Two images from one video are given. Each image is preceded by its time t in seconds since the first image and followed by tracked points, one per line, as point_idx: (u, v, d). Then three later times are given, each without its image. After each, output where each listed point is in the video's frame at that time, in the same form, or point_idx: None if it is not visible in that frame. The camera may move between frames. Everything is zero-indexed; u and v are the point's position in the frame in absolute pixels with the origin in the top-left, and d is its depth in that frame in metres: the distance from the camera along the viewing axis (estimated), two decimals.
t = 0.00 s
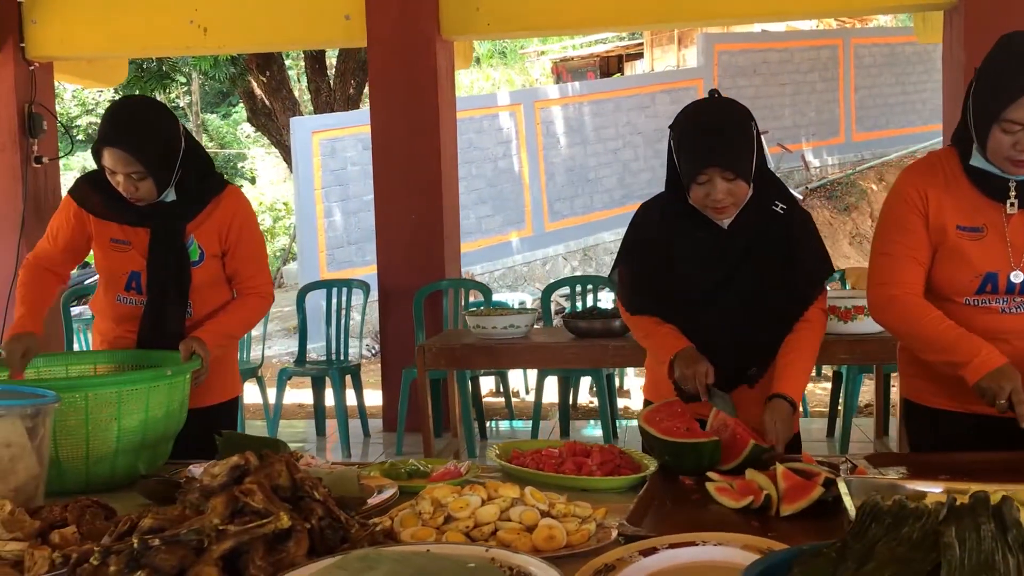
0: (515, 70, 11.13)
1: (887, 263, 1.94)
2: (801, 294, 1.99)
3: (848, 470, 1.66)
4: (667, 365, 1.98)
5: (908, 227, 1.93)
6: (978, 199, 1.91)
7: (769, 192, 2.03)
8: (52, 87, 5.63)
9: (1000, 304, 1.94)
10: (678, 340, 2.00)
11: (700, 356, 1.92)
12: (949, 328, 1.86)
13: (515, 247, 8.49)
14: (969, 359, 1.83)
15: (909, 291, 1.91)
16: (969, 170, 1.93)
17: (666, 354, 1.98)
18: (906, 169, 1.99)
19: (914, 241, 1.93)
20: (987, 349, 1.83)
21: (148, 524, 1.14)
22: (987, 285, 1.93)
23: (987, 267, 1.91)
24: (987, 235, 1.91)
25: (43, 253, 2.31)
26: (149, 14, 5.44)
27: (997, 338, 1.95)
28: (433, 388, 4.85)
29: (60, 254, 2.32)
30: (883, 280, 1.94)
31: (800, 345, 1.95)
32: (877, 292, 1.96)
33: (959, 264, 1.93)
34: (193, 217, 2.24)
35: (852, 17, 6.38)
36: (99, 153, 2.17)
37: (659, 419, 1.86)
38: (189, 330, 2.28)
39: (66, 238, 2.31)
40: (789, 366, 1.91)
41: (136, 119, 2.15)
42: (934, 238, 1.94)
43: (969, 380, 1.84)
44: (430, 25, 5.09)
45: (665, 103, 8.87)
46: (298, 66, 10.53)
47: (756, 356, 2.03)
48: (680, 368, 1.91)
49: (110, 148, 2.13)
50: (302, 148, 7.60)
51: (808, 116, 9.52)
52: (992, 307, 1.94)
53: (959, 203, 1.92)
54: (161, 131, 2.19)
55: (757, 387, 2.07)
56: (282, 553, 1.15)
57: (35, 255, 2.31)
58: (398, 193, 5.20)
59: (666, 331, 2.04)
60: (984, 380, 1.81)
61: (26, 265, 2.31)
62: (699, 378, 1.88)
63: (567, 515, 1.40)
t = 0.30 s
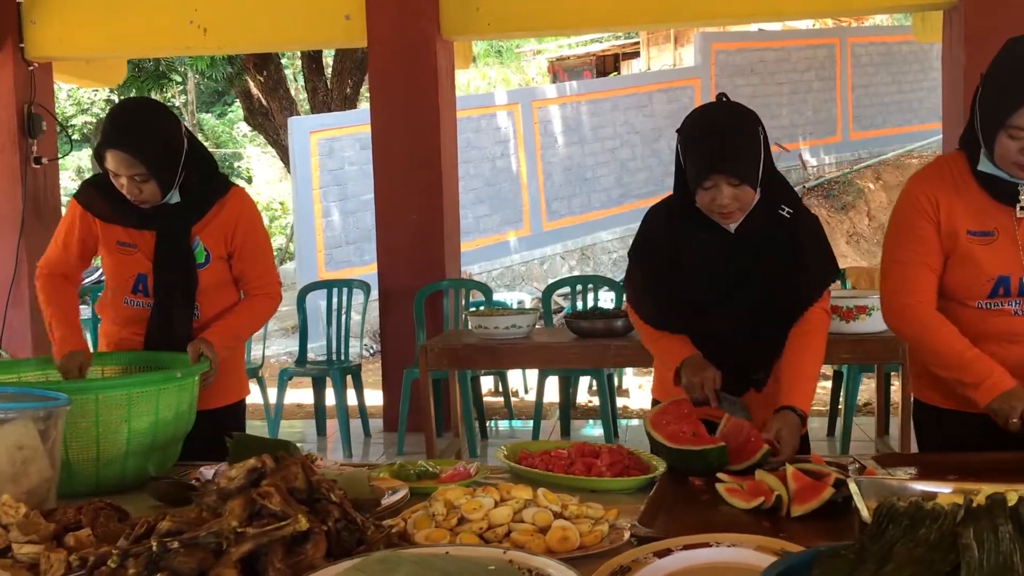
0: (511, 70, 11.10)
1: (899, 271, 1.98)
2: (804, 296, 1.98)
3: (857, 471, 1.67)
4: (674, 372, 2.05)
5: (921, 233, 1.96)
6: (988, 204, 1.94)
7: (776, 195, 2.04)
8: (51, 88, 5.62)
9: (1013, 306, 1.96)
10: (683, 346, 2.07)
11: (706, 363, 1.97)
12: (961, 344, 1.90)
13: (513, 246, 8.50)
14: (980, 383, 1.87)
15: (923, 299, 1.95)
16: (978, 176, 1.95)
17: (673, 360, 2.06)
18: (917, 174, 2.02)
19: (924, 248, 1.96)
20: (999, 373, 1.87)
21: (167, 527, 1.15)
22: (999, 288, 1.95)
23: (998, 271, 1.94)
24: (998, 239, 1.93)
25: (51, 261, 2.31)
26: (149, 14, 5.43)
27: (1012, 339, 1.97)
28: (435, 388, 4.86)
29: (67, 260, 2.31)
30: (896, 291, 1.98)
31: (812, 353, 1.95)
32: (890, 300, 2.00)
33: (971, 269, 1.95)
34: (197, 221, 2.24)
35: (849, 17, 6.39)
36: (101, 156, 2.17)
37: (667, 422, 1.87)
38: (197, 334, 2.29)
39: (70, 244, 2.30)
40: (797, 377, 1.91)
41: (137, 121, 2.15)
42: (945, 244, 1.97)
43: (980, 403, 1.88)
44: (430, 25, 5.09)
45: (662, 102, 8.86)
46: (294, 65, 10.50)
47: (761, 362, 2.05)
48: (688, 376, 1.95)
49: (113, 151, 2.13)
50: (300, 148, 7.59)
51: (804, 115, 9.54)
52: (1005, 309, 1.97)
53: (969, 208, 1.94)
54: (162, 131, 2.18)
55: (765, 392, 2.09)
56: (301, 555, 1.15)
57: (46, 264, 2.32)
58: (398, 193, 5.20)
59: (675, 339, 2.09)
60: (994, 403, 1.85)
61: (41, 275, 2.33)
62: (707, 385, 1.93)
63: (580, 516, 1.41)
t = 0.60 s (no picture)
0: (511, 69, 11.12)
1: (909, 280, 1.99)
2: (806, 298, 1.98)
3: (861, 471, 1.68)
4: (676, 367, 2.08)
5: (927, 241, 1.97)
6: (992, 210, 1.96)
7: (779, 197, 2.04)
8: (53, 88, 5.63)
9: (1018, 310, 1.98)
10: (685, 344, 2.09)
11: (707, 359, 2.00)
12: (968, 366, 1.93)
13: (513, 245, 8.51)
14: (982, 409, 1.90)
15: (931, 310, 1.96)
16: (980, 183, 1.97)
17: (675, 356, 2.09)
18: (920, 182, 2.03)
19: (933, 256, 1.97)
20: (996, 399, 1.90)
21: (178, 528, 1.16)
22: (1005, 294, 1.97)
23: (1004, 277, 1.96)
24: (1003, 244, 1.95)
25: (52, 270, 2.29)
26: (151, 14, 5.43)
27: (1015, 341, 2.00)
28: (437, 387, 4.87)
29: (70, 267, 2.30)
30: (908, 301, 1.99)
31: (817, 355, 1.95)
32: (901, 309, 2.01)
33: (978, 276, 1.97)
34: (202, 222, 2.25)
35: (849, 16, 6.39)
36: (102, 159, 2.18)
37: (674, 420, 1.89)
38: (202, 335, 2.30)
39: (72, 248, 2.30)
40: (803, 381, 1.91)
41: (139, 124, 2.16)
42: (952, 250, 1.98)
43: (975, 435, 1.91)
44: (431, 25, 5.10)
45: (662, 101, 8.87)
46: (293, 64, 10.51)
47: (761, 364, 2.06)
48: (688, 371, 1.99)
49: (114, 155, 2.14)
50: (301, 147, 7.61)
51: (804, 115, 9.55)
52: (1011, 313, 1.99)
53: (974, 215, 1.96)
54: (163, 133, 2.19)
55: (765, 393, 2.11)
56: (310, 556, 1.16)
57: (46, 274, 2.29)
58: (400, 194, 5.21)
59: (677, 338, 2.10)
60: (996, 431, 1.87)
61: (41, 285, 2.29)
62: (709, 380, 1.94)
63: (586, 517, 1.42)
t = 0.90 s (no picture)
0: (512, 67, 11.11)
1: (910, 279, 2.00)
2: (814, 299, 1.97)
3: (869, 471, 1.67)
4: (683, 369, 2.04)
5: (932, 238, 1.97)
6: (999, 206, 1.94)
7: (787, 197, 2.03)
8: (55, 86, 5.63)
9: None
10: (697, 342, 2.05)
11: (714, 361, 1.97)
12: (961, 357, 1.93)
13: (515, 244, 8.50)
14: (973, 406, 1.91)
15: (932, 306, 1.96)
16: (988, 178, 1.96)
17: (683, 356, 2.04)
18: (929, 177, 2.02)
19: (937, 254, 1.97)
20: (993, 386, 1.90)
21: (185, 528, 1.15)
22: (1011, 290, 1.97)
23: (1010, 274, 1.95)
24: (1009, 242, 1.95)
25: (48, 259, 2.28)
26: (153, 13, 5.42)
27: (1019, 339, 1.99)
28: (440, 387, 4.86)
29: (70, 263, 2.30)
30: (909, 298, 1.99)
31: (825, 354, 1.94)
32: (899, 304, 2.02)
33: (984, 272, 1.96)
34: (209, 220, 2.24)
35: (852, 14, 6.37)
36: (108, 158, 2.18)
37: (681, 421, 1.87)
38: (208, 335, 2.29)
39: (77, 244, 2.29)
40: (812, 382, 1.90)
41: (144, 123, 2.15)
42: (957, 246, 1.98)
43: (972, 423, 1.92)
44: (434, 24, 5.09)
45: (664, 99, 8.86)
46: (295, 62, 10.49)
47: (773, 366, 2.03)
48: (695, 371, 1.96)
49: (120, 153, 2.13)
50: (302, 146, 7.61)
51: (806, 113, 9.53)
52: (1016, 309, 1.98)
53: (981, 212, 1.95)
54: (169, 131, 2.19)
55: (774, 395, 2.09)
56: (319, 557, 1.16)
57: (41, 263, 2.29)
58: (403, 192, 5.20)
59: (685, 339, 2.08)
60: (986, 420, 1.88)
61: (33, 272, 2.28)
62: (715, 382, 1.92)
63: (595, 518, 1.41)
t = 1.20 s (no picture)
0: (515, 66, 11.11)
1: (916, 277, 1.98)
2: (824, 298, 1.97)
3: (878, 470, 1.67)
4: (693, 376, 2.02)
5: (940, 237, 1.96)
6: (1008, 204, 1.93)
7: (798, 196, 2.03)
8: (60, 85, 5.62)
9: None
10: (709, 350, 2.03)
11: (726, 370, 1.97)
12: (963, 357, 1.94)
13: (519, 243, 8.49)
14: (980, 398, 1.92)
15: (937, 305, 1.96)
16: (997, 176, 1.95)
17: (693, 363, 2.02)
18: (937, 175, 2.00)
19: (944, 253, 1.96)
20: (990, 387, 1.92)
21: (194, 526, 1.14)
22: (1020, 289, 1.96)
23: (1018, 272, 1.95)
24: (1018, 239, 1.94)
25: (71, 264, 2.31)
26: (159, 12, 5.42)
27: None
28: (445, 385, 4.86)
29: (87, 261, 2.31)
30: (915, 295, 1.98)
31: (835, 353, 1.94)
32: (902, 303, 2.01)
33: (993, 269, 1.96)
34: (216, 218, 2.24)
35: (857, 12, 6.35)
36: (116, 157, 2.17)
37: (690, 420, 1.86)
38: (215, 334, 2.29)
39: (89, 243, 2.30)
40: (822, 381, 1.91)
41: (152, 123, 2.14)
42: (965, 243, 1.97)
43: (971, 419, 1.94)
44: (438, 22, 5.08)
45: (667, 98, 8.85)
46: (298, 61, 10.48)
47: (785, 365, 2.03)
48: (707, 379, 1.96)
49: (128, 153, 2.12)
50: (307, 145, 7.60)
51: (809, 112, 9.51)
52: None
53: (990, 210, 1.93)
54: (175, 131, 2.18)
55: (788, 394, 2.08)
56: (327, 555, 1.15)
57: (66, 269, 2.31)
58: (407, 191, 5.20)
59: (695, 340, 2.07)
60: (985, 417, 1.90)
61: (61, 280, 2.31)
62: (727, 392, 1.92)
63: (602, 516, 1.40)
